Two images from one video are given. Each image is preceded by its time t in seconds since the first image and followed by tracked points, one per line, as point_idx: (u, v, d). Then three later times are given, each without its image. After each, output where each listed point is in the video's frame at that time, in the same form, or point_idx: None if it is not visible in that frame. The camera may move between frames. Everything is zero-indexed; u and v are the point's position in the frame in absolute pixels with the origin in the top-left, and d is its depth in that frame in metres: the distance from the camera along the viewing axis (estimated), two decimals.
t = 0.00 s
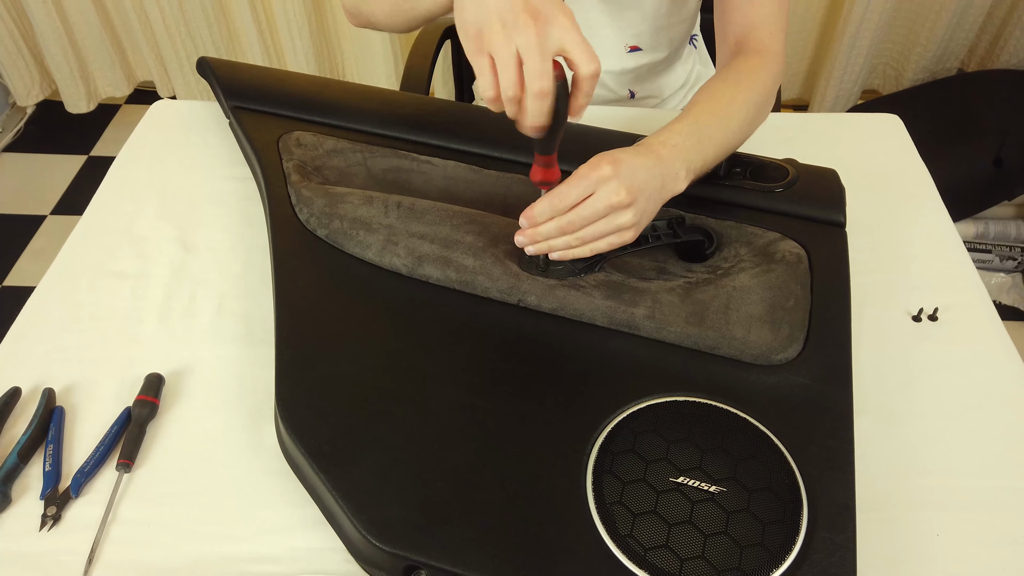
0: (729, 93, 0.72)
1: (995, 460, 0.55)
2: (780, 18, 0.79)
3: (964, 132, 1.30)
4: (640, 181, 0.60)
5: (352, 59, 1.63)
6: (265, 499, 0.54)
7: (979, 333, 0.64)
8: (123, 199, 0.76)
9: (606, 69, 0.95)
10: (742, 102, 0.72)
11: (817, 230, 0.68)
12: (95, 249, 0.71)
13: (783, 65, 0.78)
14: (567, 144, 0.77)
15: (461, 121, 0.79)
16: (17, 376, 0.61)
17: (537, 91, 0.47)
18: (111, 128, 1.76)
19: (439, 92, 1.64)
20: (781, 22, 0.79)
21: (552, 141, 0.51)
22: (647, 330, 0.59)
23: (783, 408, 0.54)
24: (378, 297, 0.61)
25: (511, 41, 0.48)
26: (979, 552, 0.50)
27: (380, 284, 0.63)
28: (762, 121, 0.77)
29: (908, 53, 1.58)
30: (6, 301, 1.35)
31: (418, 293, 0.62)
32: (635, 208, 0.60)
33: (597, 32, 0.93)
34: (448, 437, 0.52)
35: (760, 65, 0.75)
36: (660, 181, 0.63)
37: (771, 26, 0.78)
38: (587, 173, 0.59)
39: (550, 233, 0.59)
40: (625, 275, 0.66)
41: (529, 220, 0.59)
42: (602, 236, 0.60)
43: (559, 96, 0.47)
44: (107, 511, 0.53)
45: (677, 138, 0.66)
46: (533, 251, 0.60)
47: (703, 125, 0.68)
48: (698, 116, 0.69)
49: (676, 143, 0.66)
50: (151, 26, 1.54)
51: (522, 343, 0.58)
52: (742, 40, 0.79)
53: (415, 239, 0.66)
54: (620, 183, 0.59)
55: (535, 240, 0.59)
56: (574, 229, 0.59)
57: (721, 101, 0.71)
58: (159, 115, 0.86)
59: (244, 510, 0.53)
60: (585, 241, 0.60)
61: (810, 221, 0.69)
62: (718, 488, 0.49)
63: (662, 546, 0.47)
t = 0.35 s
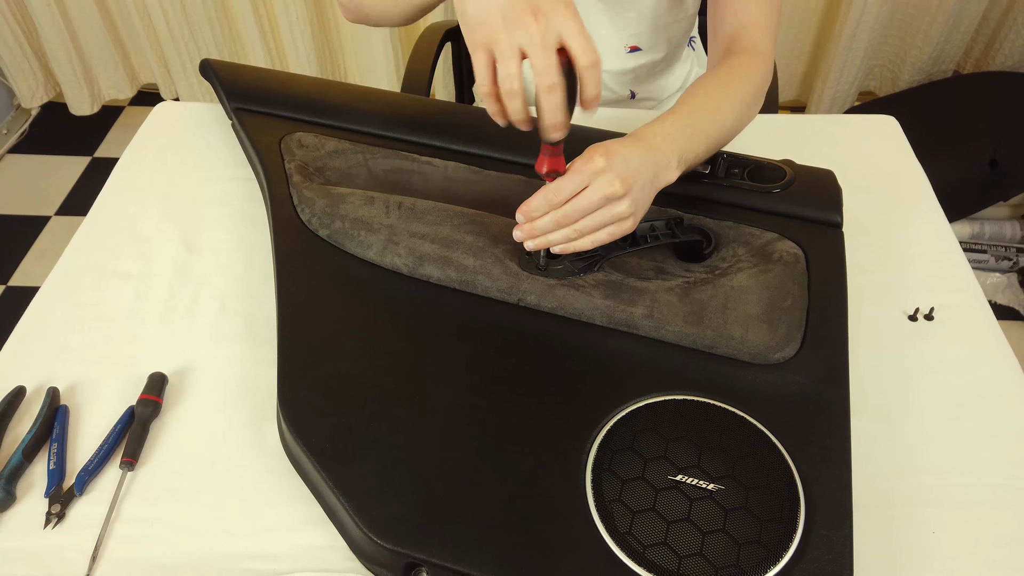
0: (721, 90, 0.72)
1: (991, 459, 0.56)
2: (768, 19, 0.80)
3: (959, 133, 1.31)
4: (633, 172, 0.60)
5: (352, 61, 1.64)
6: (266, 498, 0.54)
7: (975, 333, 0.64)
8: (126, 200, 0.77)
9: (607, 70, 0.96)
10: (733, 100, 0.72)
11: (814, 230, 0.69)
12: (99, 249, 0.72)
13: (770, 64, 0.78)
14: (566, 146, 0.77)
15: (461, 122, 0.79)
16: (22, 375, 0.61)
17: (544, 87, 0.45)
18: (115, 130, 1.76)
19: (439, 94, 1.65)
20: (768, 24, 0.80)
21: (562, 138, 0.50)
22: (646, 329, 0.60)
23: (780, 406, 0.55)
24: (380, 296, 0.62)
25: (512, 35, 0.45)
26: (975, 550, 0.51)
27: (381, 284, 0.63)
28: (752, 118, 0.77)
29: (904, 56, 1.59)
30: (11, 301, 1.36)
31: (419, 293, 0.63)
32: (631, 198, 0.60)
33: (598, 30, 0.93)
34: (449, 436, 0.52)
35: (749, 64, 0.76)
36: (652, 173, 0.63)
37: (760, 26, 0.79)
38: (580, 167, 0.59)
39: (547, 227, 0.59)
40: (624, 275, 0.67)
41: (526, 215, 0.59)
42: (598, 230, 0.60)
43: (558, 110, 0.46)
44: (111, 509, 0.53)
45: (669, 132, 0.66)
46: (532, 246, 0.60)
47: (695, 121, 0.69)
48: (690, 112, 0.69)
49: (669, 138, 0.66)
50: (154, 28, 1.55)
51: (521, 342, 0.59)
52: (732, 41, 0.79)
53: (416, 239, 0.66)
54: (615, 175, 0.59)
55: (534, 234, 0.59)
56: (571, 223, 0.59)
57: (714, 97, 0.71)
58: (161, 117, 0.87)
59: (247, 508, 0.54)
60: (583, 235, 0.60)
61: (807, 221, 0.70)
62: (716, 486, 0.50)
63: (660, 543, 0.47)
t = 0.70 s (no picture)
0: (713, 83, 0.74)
1: (989, 457, 0.56)
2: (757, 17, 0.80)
3: (958, 134, 1.32)
4: (631, 163, 0.62)
5: (353, 62, 1.65)
6: (268, 496, 0.55)
7: (974, 332, 0.65)
8: (128, 200, 0.77)
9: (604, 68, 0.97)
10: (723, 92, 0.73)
11: (813, 230, 0.69)
12: (101, 250, 0.72)
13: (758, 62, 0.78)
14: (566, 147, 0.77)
15: (461, 123, 0.79)
16: (25, 375, 0.62)
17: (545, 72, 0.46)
18: (117, 131, 1.77)
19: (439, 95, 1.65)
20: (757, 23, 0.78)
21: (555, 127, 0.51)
22: (646, 329, 0.60)
23: (780, 406, 0.55)
24: (381, 296, 0.62)
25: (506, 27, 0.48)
26: (972, 548, 0.51)
27: (383, 284, 0.64)
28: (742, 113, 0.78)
29: (903, 57, 1.59)
30: (14, 301, 1.36)
31: (420, 293, 0.63)
32: (629, 192, 0.61)
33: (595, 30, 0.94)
34: (450, 435, 0.53)
35: (733, 61, 0.76)
36: (648, 161, 0.64)
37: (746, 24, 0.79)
38: (580, 161, 0.60)
39: (548, 222, 0.60)
40: (624, 275, 0.67)
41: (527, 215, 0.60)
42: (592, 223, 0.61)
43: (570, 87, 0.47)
44: (113, 508, 0.54)
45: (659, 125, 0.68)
46: (532, 243, 0.61)
47: (685, 116, 0.70)
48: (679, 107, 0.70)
49: (661, 131, 0.67)
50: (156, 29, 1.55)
51: (522, 342, 0.59)
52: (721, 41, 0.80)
53: (417, 239, 0.66)
54: (613, 168, 0.61)
55: (534, 231, 0.60)
56: (562, 220, 0.60)
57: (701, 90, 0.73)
58: (163, 118, 0.87)
59: (249, 507, 0.54)
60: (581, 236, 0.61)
61: (806, 221, 0.70)
62: (715, 485, 0.50)
63: (660, 542, 0.48)
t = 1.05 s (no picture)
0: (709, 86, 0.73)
1: (989, 457, 0.56)
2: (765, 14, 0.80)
3: (958, 134, 1.32)
4: (624, 187, 0.62)
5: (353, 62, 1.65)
6: (267, 496, 0.55)
7: (973, 332, 0.65)
8: (128, 200, 0.77)
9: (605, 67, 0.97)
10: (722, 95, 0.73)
11: (813, 230, 0.69)
12: (101, 250, 0.72)
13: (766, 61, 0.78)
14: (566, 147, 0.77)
15: (461, 124, 0.79)
16: (24, 375, 0.62)
17: (557, 70, 0.49)
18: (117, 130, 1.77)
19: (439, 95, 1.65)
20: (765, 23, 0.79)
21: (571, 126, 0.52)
22: (645, 329, 0.60)
23: (779, 406, 0.55)
24: (381, 296, 0.62)
25: (527, 23, 0.50)
26: (972, 548, 0.51)
27: (382, 284, 0.64)
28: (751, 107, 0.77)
29: (903, 57, 1.59)
30: (14, 302, 1.36)
31: (420, 293, 0.63)
32: (629, 216, 0.62)
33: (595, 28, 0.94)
34: (449, 436, 0.52)
35: (743, 57, 0.76)
36: (649, 175, 0.64)
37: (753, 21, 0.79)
38: (568, 202, 0.61)
39: (559, 269, 0.62)
40: (623, 275, 0.67)
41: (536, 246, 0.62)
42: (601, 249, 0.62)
43: (579, 83, 0.48)
44: (113, 508, 0.54)
45: (666, 132, 0.67)
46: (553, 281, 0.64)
47: (690, 122, 0.69)
48: (686, 107, 0.70)
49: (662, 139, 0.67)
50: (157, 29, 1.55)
51: (521, 342, 0.59)
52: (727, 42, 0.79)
53: (417, 239, 0.66)
54: (603, 200, 0.61)
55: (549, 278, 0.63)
56: (571, 250, 0.61)
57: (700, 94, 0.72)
58: (163, 118, 0.87)
59: (249, 507, 0.54)
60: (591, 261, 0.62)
61: (806, 221, 0.70)
62: (715, 485, 0.50)
63: (660, 542, 0.48)
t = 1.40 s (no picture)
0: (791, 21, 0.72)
1: (990, 458, 0.56)
2: None
3: (958, 133, 1.32)
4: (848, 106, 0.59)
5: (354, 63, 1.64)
6: (268, 496, 0.55)
7: (973, 332, 0.65)
8: (128, 200, 0.77)
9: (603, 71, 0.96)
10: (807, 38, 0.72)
11: (813, 230, 0.69)
12: (102, 249, 0.72)
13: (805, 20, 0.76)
14: (566, 147, 0.77)
15: (462, 123, 0.79)
16: (25, 375, 0.62)
17: None
18: (117, 130, 1.77)
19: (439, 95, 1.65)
20: (799, 10, 0.74)
21: None
22: (645, 328, 0.60)
23: (779, 405, 0.55)
24: (381, 295, 0.62)
25: None
26: (972, 548, 0.51)
27: (382, 283, 0.64)
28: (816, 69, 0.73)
29: (903, 56, 1.59)
30: (14, 301, 1.36)
31: (420, 293, 0.63)
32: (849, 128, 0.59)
33: (592, 32, 0.93)
34: (449, 436, 0.52)
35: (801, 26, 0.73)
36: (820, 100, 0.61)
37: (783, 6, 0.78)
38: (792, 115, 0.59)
39: (793, 169, 0.60)
40: (623, 274, 0.67)
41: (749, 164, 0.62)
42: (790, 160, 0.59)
43: None
44: (113, 507, 0.54)
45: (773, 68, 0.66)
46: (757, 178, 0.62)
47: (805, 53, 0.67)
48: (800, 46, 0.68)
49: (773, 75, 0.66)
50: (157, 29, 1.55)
51: (521, 341, 0.59)
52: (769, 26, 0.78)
53: (417, 239, 0.66)
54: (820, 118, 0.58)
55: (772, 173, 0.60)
56: (817, 157, 0.59)
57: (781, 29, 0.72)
58: (163, 118, 0.87)
59: (250, 507, 0.54)
60: (811, 162, 0.59)
61: (805, 221, 0.70)
62: (715, 485, 0.50)
63: (660, 542, 0.48)
